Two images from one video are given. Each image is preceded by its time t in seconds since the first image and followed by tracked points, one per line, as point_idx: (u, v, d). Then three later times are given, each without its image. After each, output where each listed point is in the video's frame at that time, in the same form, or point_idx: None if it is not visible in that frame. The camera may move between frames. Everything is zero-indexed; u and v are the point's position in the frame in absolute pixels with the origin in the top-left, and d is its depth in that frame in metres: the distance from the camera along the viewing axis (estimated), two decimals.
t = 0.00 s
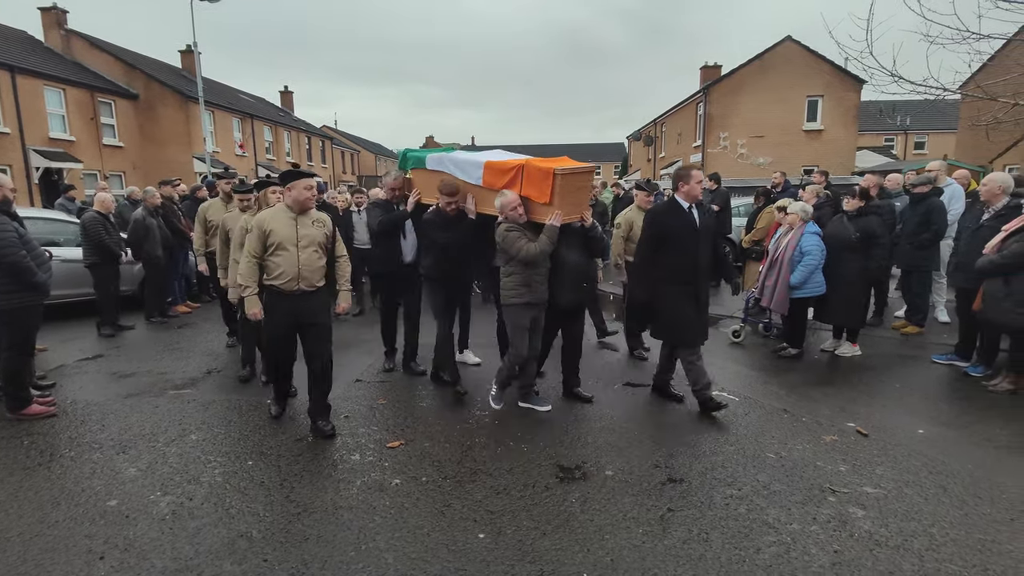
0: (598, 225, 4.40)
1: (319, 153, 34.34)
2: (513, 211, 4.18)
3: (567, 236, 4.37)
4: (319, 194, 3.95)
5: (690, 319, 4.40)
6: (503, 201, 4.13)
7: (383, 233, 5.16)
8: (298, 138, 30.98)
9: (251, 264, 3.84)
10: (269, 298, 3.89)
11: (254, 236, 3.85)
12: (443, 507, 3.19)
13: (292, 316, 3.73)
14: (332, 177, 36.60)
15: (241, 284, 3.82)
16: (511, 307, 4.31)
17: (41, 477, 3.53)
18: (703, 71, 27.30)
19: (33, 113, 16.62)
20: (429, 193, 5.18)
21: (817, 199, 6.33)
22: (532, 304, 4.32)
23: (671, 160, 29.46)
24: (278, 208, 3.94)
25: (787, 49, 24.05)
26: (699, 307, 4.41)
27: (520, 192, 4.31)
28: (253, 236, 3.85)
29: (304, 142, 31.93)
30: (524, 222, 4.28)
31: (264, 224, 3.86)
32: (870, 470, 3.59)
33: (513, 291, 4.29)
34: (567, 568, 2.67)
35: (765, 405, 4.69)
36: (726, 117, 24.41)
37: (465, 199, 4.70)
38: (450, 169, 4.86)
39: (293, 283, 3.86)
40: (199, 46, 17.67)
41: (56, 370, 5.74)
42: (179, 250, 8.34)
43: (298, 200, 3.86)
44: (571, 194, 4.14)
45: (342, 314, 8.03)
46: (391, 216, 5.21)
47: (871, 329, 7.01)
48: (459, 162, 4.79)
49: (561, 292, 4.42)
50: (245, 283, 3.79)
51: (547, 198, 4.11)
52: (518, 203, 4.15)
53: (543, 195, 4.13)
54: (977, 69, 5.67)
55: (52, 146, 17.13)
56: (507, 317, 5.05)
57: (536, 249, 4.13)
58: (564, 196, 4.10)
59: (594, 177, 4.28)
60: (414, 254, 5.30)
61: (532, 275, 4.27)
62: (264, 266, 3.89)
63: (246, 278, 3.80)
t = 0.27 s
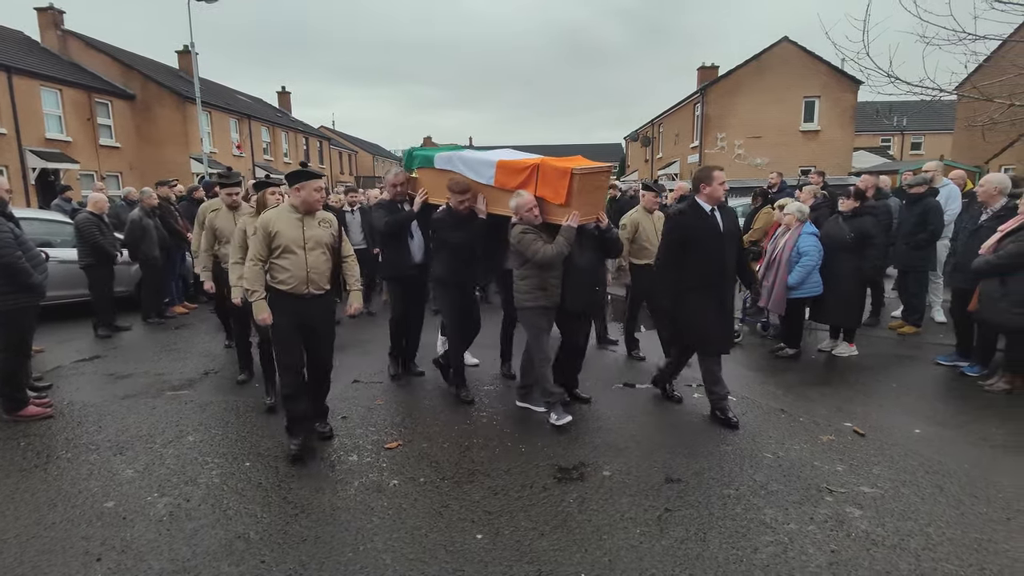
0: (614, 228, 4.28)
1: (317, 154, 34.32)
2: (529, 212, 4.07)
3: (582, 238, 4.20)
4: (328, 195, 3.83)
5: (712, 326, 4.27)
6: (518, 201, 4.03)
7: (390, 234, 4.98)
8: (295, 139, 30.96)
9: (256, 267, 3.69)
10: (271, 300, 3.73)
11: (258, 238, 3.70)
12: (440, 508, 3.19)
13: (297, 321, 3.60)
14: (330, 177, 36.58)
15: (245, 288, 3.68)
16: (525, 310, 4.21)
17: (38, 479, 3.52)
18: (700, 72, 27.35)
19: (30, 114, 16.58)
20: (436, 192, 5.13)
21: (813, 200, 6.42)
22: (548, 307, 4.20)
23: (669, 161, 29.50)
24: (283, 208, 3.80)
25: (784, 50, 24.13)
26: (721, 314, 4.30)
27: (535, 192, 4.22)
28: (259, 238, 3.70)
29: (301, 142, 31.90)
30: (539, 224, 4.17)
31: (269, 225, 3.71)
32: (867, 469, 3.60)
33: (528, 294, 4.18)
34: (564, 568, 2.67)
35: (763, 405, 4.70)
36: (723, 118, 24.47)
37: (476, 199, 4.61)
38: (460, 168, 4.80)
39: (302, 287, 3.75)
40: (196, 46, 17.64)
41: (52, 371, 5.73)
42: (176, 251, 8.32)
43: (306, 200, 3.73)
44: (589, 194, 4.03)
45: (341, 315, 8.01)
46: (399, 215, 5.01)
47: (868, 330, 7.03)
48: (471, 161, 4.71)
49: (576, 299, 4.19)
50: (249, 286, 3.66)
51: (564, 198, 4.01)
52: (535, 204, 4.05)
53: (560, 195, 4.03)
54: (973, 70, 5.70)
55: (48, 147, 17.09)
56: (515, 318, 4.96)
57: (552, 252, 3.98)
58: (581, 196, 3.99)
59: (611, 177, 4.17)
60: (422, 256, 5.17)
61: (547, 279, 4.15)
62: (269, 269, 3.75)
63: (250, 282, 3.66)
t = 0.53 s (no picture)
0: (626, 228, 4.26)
1: (314, 154, 34.28)
2: (546, 212, 4.02)
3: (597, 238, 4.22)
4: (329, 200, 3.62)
5: (730, 326, 4.23)
6: (535, 201, 3.98)
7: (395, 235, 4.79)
8: (292, 140, 30.92)
9: (256, 280, 3.47)
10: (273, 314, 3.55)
11: (258, 248, 3.48)
12: (438, 508, 3.19)
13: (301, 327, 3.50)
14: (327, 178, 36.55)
15: (246, 302, 3.47)
16: (541, 314, 4.14)
17: (34, 481, 3.51)
18: (697, 73, 27.41)
19: (25, 114, 16.53)
20: (444, 193, 4.97)
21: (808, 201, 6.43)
22: (563, 310, 4.13)
23: (666, 161, 29.55)
24: (282, 215, 3.57)
25: (780, 51, 24.20)
26: (739, 313, 4.24)
27: (551, 192, 4.17)
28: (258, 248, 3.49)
29: (299, 143, 31.88)
30: (556, 224, 4.12)
31: (269, 234, 3.49)
32: (863, 469, 3.61)
33: (545, 296, 4.11)
34: (562, 569, 2.68)
35: (760, 405, 4.70)
36: (720, 119, 24.53)
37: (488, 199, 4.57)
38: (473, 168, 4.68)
39: (309, 298, 3.53)
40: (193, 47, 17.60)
41: (49, 373, 5.71)
42: (172, 252, 8.30)
43: (308, 207, 3.53)
44: (607, 196, 3.98)
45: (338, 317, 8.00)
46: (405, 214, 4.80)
47: (864, 330, 7.05)
48: (484, 162, 4.62)
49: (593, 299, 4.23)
50: (252, 300, 3.44)
51: (582, 199, 3.96)
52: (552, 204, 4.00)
53: (578, 196, 3.97)
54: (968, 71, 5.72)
55: (44, 147, 17.04)
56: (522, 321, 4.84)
57: (570, 253, 3.93)
58: (600, 197, 3.94)
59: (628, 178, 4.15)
60: (429, 258, 4.99)
61: (560, 282, 4.10)
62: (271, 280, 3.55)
63: (251, 296, 3.45)
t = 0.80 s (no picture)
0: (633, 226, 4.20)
1: (311, 155, 34.24)
2: (568, 212, 3.96)
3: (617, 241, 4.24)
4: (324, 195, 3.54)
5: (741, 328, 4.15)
6: (556, 201, 3.93)
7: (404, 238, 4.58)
8: (289, 140, 30.89)
9: (253, 281, 3.35)
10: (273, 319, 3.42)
11: (253, 248, 3.35)
12: (435, 509, 3.19)
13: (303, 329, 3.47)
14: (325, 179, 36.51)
15: (244, 306, 3.30)
16: (559, 316, 4.06)
17: (30, 483, 3.49)
18: (694, 74, 27.46)
19: (21, 114, 16.47)
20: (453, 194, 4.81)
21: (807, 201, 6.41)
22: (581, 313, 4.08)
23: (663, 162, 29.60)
24: (276, 213, 3.45)
25: (777, 52, 24.26)
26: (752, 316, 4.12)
27: (572, 191, 4.11)
28: (253, 247, 3.35)
29: (296, 144, 31.85)
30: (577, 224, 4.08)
31: (264, 232, 3.37)
32: (860, 469, 3.62)
33: (563, 298, 4.04)
34: (559, 569, 2.68)
35: (757, 405, 4.71)
36: (717, 120, 24.58)
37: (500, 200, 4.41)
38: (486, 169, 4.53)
39: (309, 298, 3.45)
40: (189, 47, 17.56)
41: (45, 374, 5.69)
42: (169, 253, 8.28)
43: (304, 203, 3.44)
44: (630, 194, 3.98)
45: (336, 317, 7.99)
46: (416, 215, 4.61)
47: (860, 329, 7.07)
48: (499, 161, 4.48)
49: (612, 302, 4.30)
50: (250, 303, 3.29)
51: (605, 198, 3.92)
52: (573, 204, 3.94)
53: (602, 195, 3.93)
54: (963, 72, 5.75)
55: (40, 148, 16.98)
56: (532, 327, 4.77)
57: (592, 253, 3.90)
58: (624, 197, 3.92)
59: (647, 176, 4.12)
60: (436, 260, 4.80)
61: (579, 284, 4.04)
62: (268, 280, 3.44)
63: (251, 298, 3.29)
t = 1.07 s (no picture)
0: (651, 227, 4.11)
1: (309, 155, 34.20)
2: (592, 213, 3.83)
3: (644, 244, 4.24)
4: (326, 192, 3.43)
5: (764, 330, 4.07)
6: (583, 200, 3.83)
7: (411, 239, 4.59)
8: (287, 141, 30.85)
9: (254, 282, 3.20)
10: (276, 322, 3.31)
11: (253, 249, 3.21)
12: (433, 510, 3.19)
13: (315, 333, 3.38)
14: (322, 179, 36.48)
15: (247, 308, 3.12)
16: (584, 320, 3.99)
17: (26, 484, 3.48)
18: (691, 74, 27.50)
19: (17, 115, 16.42)
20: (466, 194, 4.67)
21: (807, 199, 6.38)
22: (605, 316, 4.02)
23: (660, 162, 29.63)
24: (276, 211, 3.33)
25: (774, 52, 24.31)
26: (770, 315, 4.04)
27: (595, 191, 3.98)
28: (252, 247, 3.21)
29: (293, 144, 31.81)
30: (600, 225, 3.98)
31: (264, 232, 3.24)
32: (857, 469, 3.63)
33: (588, 300, 3.96)
34: (557, 569, 2.68)
35: (755, 405, 4.72)
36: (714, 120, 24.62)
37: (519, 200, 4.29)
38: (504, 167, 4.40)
39: (310, 301, 3.33)
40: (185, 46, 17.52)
41: (41, 375, 5.68)
42: (166, 253, 8.26)
43: (306, 202, 3.32)
44: (654, 194, 3.84)
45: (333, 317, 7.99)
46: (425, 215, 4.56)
47: (857, 329, 7.09)
48: (517, 159, 4.34)
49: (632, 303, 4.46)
50: (254, 306, 3.12)
51: (631, 198, 3.78)
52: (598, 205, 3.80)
53: (627, 195, 3.80)
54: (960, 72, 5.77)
55: (37, 148, 16.93)
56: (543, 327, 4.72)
57: (621, 256, 3.77)
58: (649, 196, 3.79)
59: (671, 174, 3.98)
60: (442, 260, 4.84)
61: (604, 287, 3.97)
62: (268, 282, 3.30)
63: (253, 302, 3.12)
